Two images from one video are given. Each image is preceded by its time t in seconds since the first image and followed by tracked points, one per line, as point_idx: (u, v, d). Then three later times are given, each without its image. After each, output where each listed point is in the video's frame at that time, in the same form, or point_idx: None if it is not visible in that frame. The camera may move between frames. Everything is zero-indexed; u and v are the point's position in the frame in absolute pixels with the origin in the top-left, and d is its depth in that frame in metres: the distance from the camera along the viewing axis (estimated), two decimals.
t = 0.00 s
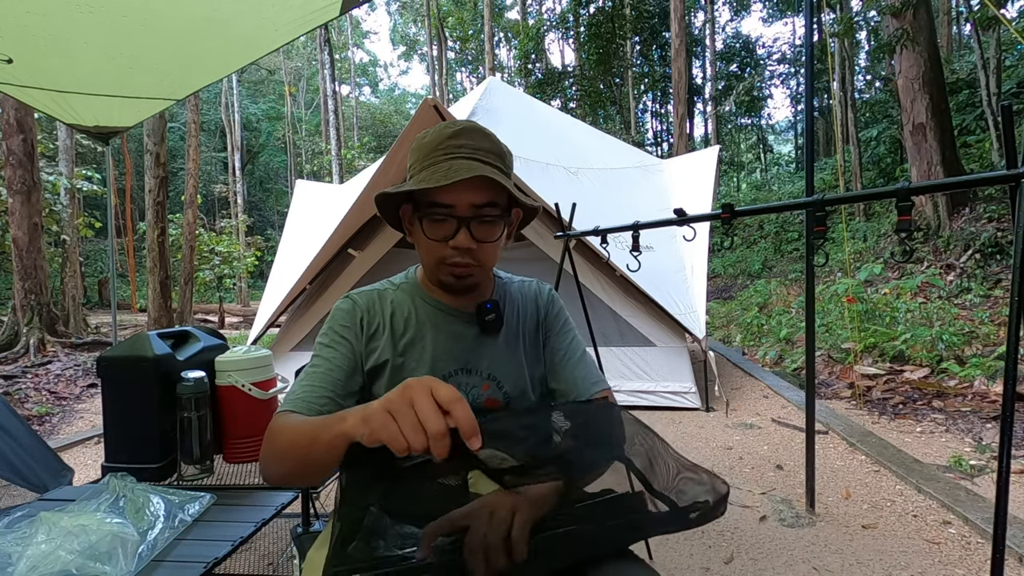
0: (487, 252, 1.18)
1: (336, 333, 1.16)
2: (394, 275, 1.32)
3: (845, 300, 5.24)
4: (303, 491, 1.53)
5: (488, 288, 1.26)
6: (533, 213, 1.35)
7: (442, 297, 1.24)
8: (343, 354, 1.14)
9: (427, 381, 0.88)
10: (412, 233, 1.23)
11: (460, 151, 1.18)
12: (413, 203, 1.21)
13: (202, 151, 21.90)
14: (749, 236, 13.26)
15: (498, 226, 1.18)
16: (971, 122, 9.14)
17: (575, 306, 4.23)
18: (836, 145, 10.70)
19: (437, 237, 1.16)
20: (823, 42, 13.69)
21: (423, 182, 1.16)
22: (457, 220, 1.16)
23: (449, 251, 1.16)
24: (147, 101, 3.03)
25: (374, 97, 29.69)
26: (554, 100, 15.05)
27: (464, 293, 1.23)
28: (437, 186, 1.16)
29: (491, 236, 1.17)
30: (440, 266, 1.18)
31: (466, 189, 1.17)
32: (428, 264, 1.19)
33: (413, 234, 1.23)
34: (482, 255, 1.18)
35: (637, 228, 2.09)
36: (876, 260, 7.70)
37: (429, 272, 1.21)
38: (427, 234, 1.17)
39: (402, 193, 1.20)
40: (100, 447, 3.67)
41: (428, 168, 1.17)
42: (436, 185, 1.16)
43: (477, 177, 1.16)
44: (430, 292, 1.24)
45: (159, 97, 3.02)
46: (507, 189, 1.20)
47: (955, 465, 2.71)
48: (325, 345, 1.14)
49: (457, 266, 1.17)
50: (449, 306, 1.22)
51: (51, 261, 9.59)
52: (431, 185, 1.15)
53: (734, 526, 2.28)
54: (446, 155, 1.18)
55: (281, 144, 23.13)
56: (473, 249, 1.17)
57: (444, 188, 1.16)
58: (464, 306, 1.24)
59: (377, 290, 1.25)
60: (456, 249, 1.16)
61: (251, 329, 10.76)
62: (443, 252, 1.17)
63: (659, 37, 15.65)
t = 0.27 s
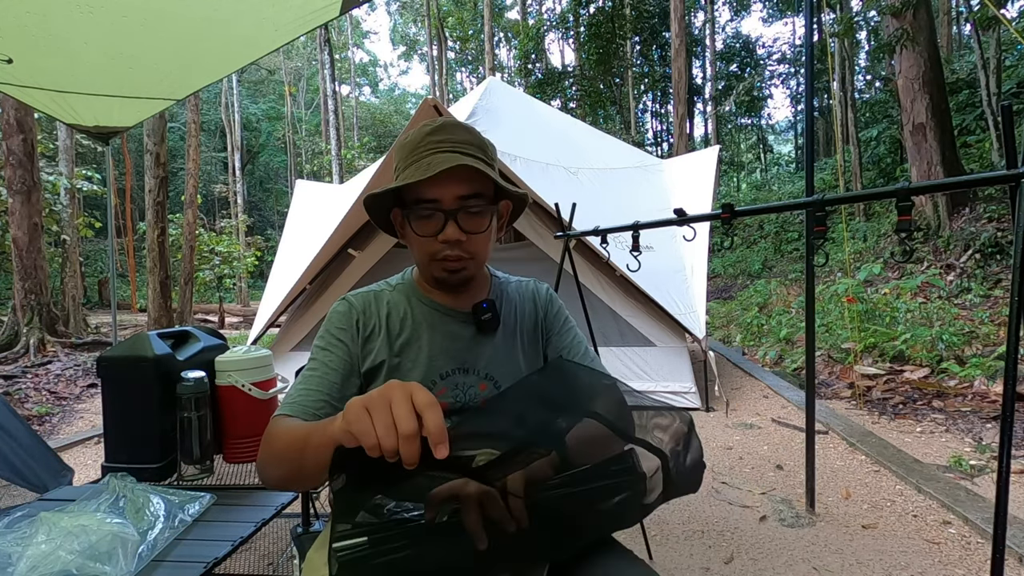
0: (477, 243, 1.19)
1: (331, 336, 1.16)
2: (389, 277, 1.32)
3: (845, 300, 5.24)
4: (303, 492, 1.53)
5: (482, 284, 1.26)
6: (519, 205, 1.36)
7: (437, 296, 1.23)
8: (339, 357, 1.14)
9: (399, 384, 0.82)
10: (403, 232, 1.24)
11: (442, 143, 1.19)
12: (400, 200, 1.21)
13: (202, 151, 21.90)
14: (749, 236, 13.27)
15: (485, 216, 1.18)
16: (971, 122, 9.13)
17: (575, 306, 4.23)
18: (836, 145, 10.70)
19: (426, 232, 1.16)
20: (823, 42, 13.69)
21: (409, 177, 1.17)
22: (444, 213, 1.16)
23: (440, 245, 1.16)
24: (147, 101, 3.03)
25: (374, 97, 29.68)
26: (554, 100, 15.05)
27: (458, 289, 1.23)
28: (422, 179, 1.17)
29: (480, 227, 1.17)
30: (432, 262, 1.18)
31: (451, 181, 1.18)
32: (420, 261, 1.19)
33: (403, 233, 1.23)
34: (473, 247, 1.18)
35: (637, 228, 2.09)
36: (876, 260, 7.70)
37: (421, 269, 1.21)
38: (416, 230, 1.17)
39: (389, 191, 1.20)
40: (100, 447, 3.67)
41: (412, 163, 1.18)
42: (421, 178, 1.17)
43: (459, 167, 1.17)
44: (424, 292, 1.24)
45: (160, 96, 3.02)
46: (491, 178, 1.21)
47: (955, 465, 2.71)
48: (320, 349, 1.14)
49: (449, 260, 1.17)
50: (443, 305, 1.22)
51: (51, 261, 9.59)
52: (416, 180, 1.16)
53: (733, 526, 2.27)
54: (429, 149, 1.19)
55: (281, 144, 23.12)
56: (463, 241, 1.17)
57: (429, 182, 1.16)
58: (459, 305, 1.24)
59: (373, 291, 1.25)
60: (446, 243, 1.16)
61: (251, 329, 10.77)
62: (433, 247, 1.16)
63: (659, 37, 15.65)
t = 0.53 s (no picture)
0: (472, 238, 1.18)
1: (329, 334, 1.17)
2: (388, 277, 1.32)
3: (845, 300, 5.24)
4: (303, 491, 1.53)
5: (479, 281, 1.25)
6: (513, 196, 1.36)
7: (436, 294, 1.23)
8: (335, 353, 1.14)
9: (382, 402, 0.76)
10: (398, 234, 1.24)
11: (432, 141, 1.19)
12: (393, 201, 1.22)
13: (202, 151, 21.91)
14: (749, 236, 13.27)
15: (479, 211, 1.18)
16: (971, 122, 9.14)
17: (575, 306, 4.23)
18: (835, 145, 10.70)
19: (420, 230, 1.16)
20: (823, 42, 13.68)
21: (401, 178, 1.17)
22: (436, 210, 1.15)
23: (435, 242, 1.16)
24: (147, 101, 3.03)
25: (374, 97, 29.70)
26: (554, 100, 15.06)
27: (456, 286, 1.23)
28: (414, 179, 1.17)
29: (473, 222, 1.17)
30: (428, 260, 1.18)
31: (443, 178, 1.17)
32: (416, 260, 1.19)
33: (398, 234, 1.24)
34: (467, 242, 1.18)
35: (637, 228, 2.09)
36: (876, 260, 7.70)
37: (418, 268, 1.21)
38: (410, 229, 1.17)
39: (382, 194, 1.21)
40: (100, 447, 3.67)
41: (404, 164, 1.18)
42: (414, 178, 1.17)
43: (450, 164, 1.17)
44: (423, 290, 1.24)
45: (160, 97, 3.03)
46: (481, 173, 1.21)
47: (955, 465, 2.71)
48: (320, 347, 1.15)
49: (446, 257, 1.17)
50: (441, 302, 1.22)
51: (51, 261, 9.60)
52: (408, 179, 1.16)
53: (733, 526, 2.28)
54: (418, 148, 1.18)
55: (281, 144, 23.13)
56: (459, 237, 1.17)
57: (421, 181, 1.16)
58: (458, 302, 1.23)
59: (373, 289, 1.26)
60: (440, 240, 1.16)
61: (251, 329, 10.77)
62: (428, 245, 1.16)
63: (659, 37, 15.66)
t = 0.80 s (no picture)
0: (478, 233, 1.19)
1: (331, 336, 1.16)
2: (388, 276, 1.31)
3: (845, 300, 5.24)
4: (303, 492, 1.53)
5: (483, 277, 1.26)
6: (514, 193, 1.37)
7: (440, 291, 1.23)
8: (337, 355, 1.14)
9: (373, 430, 0.82)
10: (402, 233, 1.24)
11: (435, 138, 1.19)
12: (397, 200, 1.22)
13: (202, 151, 21.89)
14: (749, 236, 13.27)
15: (483, 206, 1.18)
16: (971, 122, 9.14)
17: (575, 306, 4.23)
18: (836, 145, 10.70)
19: (426, 227, 1.16)
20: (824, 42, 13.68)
21: (405, 175, 1.17)
22: (442, 207, 1.16)
23: (441, 239, 1.16)
24: (147, 101, 3.03)
25: (374, 97, 29.69)
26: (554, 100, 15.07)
27: (460, 282, 1.23)
28: (419, 176, 1.17)
29: (478, 218, 1.18)
30: (435, 256, 1.18)
31: (447, 175, 1.18)
32: (421, 258, 1.19)
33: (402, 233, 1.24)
34: (473, 238, 1.18)
35: (637, 228, 2.09)
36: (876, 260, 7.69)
37: (422, 265, 1.21)
38: (416, 225, 1.17)
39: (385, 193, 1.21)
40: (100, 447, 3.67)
41: (407, 162, 1.18)
42: (418, 175, 1.17)
43: (454, 160, 1.18)
44: (427, 288, 1.23)
45: (160, 97, 3.03)
46: (483, 168, 1.22)
47: (955, 465, 2.71)
48: (321, 350, 1.14)
49: (452, 253, 1.17)
50: (445, 299, 1.22)
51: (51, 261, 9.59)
52: (413, 177, 1.16)
53: (734, 526, 2.27)
54: (420, 146, 1.18)
55: (281, 144, 23.12)
56: (464, 233, 1.17)
57: (426, 179, 1.17)
58: (462, 299, 1.23)
59: (374, 289, 1.25)
60: (447, 237, 1.16)
61: (251, 329, 10.77)
62: (434, 242, 1.17)
63: (659, 37, 15.65)
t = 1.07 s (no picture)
0: (480, 234, 1.19)
1: (329, 341, 1.16)
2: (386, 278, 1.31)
3: (845, 300, 5.24)
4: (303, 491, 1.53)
5: (483, 279, 1.25)
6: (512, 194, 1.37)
7: (439, 293, 1.23)
8: (336, 360, 1.14)
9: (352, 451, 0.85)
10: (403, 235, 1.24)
11: (436, 141, 1.19)
12: (398, 201, 1.21)
13: (202, 151, 21.91)
14: (749, 236, 13.28)
15: (485, 207, 1.19)
16: (971, 122, 9.14)
17: (575, 306, 4.23)
18: (835, 145, 10.71)
19: (428, 228, 1.16)
20: (824, 42, 13.69)
21: (407, 177, 1.16)
22: (445, 208, 1.16)
23: (444, 240, 1.16)
24: (147, 101, 3.03)
25: (374, 97, 29.70)
26: (554, 100, 15.09)
27: (461, 283, 1.23)
28: (421, 178, 1.17)
29: (480, 219, 1.18)
30: (437, 258, 1.17)
31: (449, 176, 1.18)
32: (423, 260, 1.19)
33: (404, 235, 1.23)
34: (476, 239, 1.19)
35: (637, 228, 2.09)
36: (876, 260, 7.70)
37: (423, 267, 1.21)
38: (418, 227, 1.17)
39: (386, 196, 1.20)
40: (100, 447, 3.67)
41: (409, 164, 1.17)
42: (420, 177, 1.16)
43: (456, 162, 1.18)
44: (427, 289, 1.23)
45: (160, 96, 3.02)
46: (483, 169, 1.22)
47: (955, 466, 2.71)
48: (320, 355, 1.14)
49: (455, 254, 1.17)
50: (445, 300, 1.21)
51: (51, 261, 9.59)
52: (416, 178, 1.15)
53: (733, 526, 2.27)
54: (422, 148, 1.18)
55: (281, 144, 23.13)
56: (467, 234, 1.17)
57: (428, 180, 1.16)
58: (463, 300, 1.23)
59: (372, 292, 1.24)
60: (450, 238, 1.16)
61: (251, 329, 10.78)
62: (437, 244, 1.17)
63: (659, 37, 15.65)
